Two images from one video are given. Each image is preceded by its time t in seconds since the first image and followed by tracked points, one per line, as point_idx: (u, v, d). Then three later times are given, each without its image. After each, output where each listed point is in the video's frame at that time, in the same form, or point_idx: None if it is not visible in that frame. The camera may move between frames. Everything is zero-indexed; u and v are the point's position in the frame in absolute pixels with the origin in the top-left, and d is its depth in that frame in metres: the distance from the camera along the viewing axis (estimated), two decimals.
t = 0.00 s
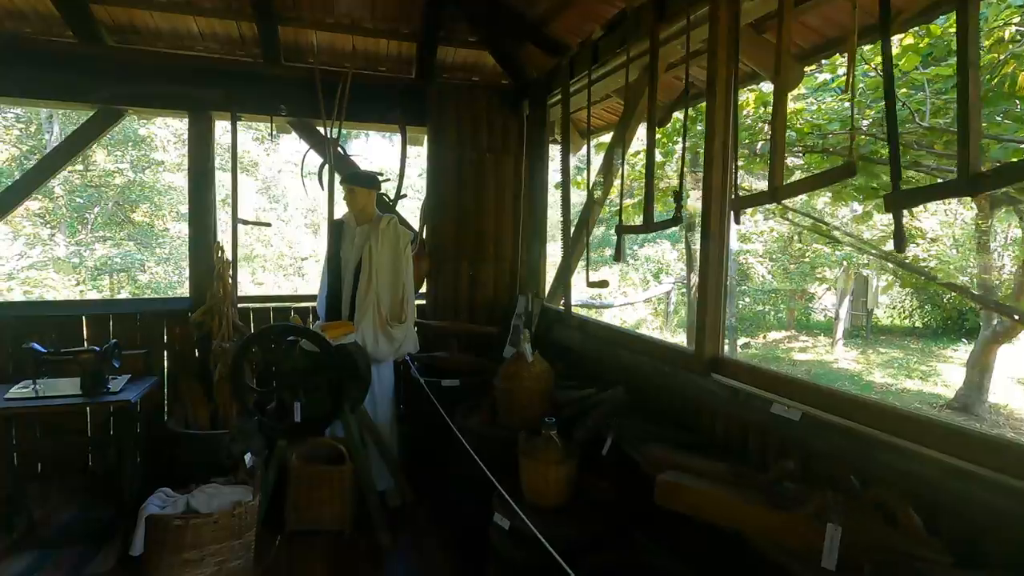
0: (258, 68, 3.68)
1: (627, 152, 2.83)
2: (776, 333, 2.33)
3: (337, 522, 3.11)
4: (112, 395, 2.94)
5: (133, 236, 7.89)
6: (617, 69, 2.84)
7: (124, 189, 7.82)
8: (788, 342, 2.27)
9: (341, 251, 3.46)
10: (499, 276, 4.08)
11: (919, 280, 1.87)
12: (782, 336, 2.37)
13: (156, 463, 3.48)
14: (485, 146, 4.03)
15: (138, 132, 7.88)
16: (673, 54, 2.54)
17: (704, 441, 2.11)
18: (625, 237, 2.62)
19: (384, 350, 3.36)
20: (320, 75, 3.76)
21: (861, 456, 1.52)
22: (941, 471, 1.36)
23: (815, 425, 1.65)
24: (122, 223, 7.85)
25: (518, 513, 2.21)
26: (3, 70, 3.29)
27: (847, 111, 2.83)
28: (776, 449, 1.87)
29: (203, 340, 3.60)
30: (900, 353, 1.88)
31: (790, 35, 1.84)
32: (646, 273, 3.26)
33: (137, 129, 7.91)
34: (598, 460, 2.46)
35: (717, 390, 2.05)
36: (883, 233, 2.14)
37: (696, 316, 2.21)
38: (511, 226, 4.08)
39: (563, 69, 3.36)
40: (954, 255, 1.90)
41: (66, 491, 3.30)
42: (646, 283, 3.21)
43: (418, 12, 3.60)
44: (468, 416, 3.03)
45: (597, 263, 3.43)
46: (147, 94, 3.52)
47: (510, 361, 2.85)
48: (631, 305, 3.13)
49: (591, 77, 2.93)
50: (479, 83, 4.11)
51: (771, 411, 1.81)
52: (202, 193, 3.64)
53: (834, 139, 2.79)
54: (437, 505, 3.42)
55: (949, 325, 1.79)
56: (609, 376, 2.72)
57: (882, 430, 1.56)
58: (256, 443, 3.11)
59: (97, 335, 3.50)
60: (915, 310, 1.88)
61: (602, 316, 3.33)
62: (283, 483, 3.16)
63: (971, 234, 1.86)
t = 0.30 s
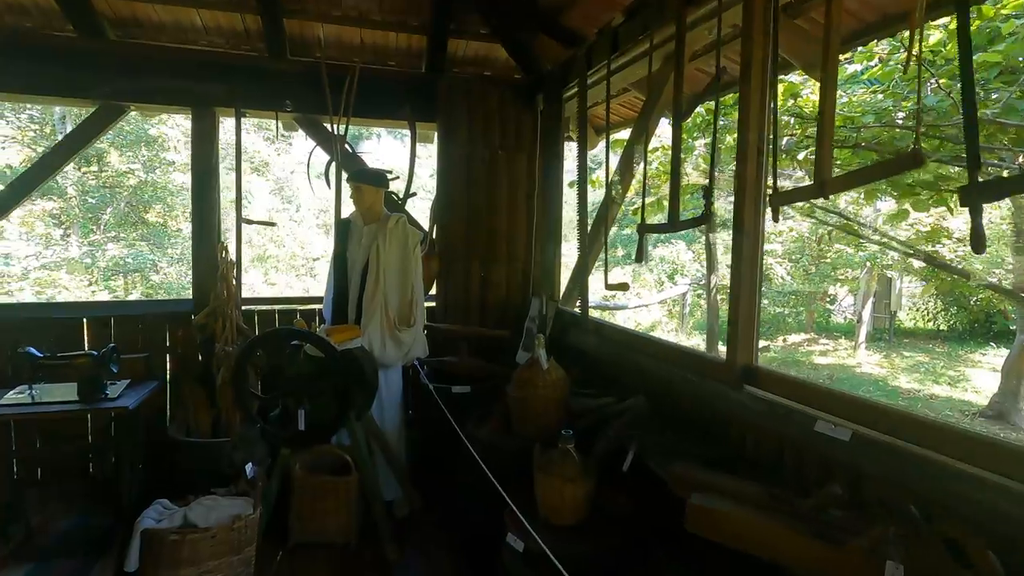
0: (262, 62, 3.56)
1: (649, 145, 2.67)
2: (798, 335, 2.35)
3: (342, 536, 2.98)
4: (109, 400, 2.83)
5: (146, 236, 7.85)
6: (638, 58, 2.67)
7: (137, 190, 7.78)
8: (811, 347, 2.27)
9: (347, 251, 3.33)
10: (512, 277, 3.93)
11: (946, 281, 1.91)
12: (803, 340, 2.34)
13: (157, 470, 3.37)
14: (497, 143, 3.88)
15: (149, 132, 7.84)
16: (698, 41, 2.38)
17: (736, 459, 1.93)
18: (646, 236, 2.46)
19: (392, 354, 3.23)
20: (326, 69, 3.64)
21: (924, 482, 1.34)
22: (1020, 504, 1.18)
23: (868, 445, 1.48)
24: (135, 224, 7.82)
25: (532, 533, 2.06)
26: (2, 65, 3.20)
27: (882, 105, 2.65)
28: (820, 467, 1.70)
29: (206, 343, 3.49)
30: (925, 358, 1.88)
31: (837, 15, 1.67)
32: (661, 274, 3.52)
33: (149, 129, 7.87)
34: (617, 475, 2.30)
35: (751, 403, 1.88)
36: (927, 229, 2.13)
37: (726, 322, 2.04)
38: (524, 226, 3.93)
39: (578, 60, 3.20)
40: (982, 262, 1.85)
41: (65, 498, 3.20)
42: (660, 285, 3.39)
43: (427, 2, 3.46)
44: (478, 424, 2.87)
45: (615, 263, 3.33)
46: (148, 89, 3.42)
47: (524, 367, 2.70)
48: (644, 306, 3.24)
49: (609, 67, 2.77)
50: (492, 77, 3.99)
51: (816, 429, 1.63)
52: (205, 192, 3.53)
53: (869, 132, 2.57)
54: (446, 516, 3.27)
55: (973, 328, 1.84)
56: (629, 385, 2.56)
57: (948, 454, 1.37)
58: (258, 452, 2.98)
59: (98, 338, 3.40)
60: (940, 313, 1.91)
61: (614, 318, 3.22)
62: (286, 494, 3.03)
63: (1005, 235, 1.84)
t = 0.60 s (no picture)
0: (267, 56, 3.47)
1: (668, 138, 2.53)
2: (814, 337, 1.97)
3: (348, 546, 2.87)
4: (108, 403, 2.75)
5: (157, 236, 7.84)
6: (656, 45, 2.53)
7: (149, 190, 7.76)
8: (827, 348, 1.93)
9: (354, 250, 3.22)
10: (523, 277, 3.80)
11: (976, 280, 1.66)
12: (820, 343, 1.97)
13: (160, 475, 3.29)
14: (509, 138, 3.76)
15: (160, 132, 7.81)
16: (722, 26, 2.24)
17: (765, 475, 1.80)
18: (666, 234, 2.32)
19: (400, 357, 3.12)
20: (333, 63, 3.54)
21: (991, 508, 1.20)
22: None
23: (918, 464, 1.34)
24: (147, 224, 7.81)
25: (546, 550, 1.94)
26: (4, 60, 3.12)
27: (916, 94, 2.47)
28: (860, 485, 1.56)
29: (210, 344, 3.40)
30: (949, 361, 1.63)
31: None
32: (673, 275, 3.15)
33: (159, 128, 7.84)
34: (634, 487, 2.17)
35: (783, 414, 1.75)
36: (949, 230, 1.88)
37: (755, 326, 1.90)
38: (536, 225, 3.80)
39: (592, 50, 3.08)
40: (1010, 259, 1.65)
41: (66, 503, 3.12)
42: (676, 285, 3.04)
43: None
44: (488, 431, 2.75)
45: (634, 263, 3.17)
46: (151, 84, 3.34)
47: (536, 372, 2.58)
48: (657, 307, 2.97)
49: (626, 56, 2.62)
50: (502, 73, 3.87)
51: (859, 445, 1.50)
52: (209, 189, 3.44)
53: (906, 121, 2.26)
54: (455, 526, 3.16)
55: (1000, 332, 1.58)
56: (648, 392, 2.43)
57: (1015, 478, 1.23)
58: (261, 458, 2.89)
59: (100, 339, 3.32)
60: (963, 315, 1.67)
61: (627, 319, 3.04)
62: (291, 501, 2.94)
63: None
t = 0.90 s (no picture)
0: (274, 55, 3.42)
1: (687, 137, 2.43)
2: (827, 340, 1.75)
3: (355, 555, 2.81)
4: (112, 409, 2.70)
5: (169, 237, 7.84)
6: (674, 40, 2.44)
7: (161, 191, 7.76)
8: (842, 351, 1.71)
9: (361, 251, 3.15)
10: (533, 280, 3.72)
11: (1002, 281, 1.41)
12: (834, 346, 1.74)
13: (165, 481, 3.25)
14: (519, 138, 3.68)
15: (171, 133, 7.81)
16: (746, 17, 2.14)
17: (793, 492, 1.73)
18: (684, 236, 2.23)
19: (407, 361, 3.04)
20: (341, 61, 3.48)
21: None
22: None
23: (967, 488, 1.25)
24: (159, 225, 7.81)
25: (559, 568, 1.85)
26: (9, 60, 3.11)
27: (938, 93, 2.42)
28: (896, 506, 1.46)
29: (216, 348, 3.35)
30: (970, 366, 1.43)
31: None
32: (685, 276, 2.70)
33: (170, 129, 7.84)
34: (651, 501, 2.09)
35: (812, 428, 1.65)
36: (972, 229, 1.52)
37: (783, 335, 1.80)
38: (548, 226, 3.72)
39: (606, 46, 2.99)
40: None
41: (70, 508, 3.09)
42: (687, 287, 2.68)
43: None
44: (498, 440, 2.68)
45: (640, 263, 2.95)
46: (157, 84, 3.30)
47: (548, 378, 2.50)
48: (669, 310, 2.73)
49: (642, 51, 2.52)
50: (514, 70, 3.79)
51: (898, 463, 1.40)
52: (216, 190, 3.39)
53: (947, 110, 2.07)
54: (463, 534, 3.10)
55: None
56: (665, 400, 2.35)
57: None
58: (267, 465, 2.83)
59: (105, 341, 3.29)
60: (984, 317, 1.43)
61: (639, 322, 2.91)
62: (297, 509, 2.89)
63: None
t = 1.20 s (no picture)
0: (283, 53, 3.37)
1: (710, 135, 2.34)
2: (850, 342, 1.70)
3: (365, 563, 2.75)
4: (119, 413, 2.65)
5: (180, 237, 7.84)
6: (696, 34, 2.34)
7: (172, 192, 7.76)
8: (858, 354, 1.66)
9: (371, 253, 3.09)
10: (546, 282, 3.64)
11: None
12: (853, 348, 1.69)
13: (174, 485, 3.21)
14: (532, 137, 3.60)
15: (181, 133, 7.80)
16: (772, 9, 2.06)
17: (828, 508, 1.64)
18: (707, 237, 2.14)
19: (419, 365, 2.98)
20: (351, 59, 3.43)
21: None
22: None
23: None
24: (171, 225, 7.81)
25: None
26: (17, 60, 3.08)
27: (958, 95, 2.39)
28: (941, 524, 1.38)
29: (225, 350, 3.31)
30: (992, 369, 1.40)
31: None
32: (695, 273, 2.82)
33: (181, 130, 7.83)
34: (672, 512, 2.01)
35: (848, 441, 1.57)
36: (994, 229, 1.47)
37: (816, 342, 1.71)
38: (561, 226, 3.64)
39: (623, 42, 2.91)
40: None
41: (78, 512, 3.05)
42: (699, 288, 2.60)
43: None
44: (513, 446, 2.60)
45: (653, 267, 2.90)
46: (166, 83, 3.26)
47: (564, 384, 2.42)
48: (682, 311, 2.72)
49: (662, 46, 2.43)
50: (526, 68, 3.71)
51: (945, 482, 1.33)
52: (224, 190, 3.35)
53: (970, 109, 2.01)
54: (476, 542, 3.03)
55: None
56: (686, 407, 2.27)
57: None
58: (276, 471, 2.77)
59: (114, 344, 3.25)
60: (1006, 319, 1.40)
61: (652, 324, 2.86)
62: (307, 516, 2.83)
63: None
